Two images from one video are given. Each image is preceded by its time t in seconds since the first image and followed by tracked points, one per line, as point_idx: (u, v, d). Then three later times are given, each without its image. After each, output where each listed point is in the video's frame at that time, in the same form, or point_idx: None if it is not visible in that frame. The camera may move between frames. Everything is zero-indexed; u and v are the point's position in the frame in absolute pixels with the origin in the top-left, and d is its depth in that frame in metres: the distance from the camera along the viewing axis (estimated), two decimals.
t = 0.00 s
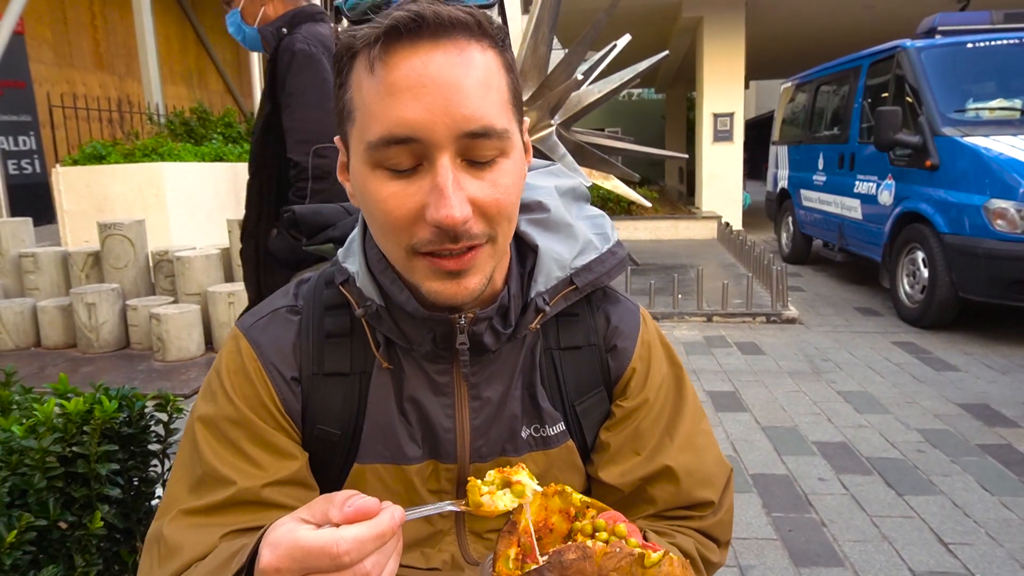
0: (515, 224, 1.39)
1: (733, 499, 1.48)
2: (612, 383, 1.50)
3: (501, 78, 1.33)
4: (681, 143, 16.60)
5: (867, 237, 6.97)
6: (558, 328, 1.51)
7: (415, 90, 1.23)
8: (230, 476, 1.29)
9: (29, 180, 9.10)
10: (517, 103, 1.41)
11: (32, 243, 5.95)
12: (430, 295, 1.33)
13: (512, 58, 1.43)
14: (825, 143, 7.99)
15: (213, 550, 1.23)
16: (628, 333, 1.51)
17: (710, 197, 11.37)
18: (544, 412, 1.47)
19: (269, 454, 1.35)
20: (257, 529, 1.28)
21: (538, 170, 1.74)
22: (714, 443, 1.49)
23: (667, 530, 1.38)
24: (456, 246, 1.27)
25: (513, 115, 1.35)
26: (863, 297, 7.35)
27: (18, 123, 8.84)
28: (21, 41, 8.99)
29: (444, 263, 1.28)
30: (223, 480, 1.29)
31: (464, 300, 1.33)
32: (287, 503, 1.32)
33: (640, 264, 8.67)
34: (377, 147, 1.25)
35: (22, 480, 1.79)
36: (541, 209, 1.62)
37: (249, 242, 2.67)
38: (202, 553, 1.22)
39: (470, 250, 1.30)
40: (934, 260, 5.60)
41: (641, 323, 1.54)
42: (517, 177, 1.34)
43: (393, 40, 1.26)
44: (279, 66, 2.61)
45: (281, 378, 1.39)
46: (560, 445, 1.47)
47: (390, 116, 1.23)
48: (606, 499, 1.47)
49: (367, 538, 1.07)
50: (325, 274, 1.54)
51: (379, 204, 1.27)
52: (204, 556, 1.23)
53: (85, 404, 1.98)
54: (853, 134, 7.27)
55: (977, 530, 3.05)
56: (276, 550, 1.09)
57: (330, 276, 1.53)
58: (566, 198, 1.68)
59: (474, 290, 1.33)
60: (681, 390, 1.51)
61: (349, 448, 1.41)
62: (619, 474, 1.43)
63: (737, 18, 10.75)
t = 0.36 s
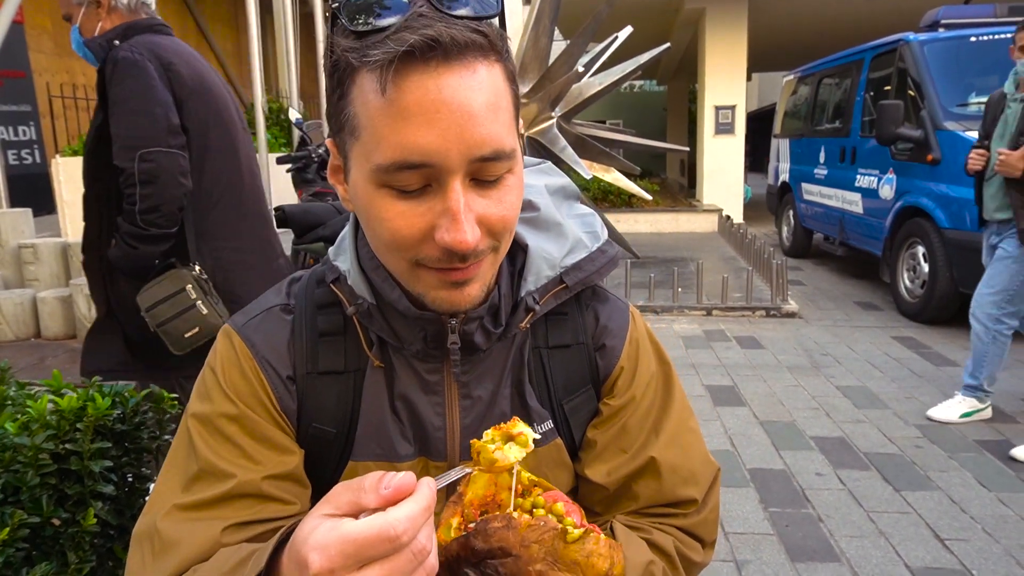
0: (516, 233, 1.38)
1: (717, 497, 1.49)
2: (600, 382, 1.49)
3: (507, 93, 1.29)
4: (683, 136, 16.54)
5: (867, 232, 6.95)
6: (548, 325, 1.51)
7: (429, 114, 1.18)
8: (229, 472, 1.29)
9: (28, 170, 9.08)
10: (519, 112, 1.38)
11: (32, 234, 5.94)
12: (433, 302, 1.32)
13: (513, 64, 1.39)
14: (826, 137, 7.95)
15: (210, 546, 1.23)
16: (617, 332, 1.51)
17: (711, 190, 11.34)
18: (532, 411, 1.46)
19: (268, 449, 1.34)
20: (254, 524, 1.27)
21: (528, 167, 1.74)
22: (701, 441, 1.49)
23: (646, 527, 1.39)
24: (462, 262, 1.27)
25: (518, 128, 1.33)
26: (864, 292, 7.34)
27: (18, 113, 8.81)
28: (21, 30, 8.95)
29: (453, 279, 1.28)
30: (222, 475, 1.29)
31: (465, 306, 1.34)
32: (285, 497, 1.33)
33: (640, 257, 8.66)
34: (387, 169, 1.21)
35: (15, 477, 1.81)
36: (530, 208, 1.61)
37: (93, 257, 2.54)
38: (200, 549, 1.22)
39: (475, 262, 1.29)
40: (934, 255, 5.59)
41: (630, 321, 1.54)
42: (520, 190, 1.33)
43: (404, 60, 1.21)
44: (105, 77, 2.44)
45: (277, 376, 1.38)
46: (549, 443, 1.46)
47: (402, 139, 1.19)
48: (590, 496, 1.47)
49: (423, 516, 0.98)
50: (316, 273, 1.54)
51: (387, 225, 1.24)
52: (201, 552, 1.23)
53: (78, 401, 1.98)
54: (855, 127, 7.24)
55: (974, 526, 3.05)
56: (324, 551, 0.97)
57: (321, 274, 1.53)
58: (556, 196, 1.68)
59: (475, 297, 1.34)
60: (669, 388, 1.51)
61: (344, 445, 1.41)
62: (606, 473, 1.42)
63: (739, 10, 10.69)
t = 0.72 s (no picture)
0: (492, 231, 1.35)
1: (702, 485, 1.48)
2: (585, 367, 1.48)
3: (471, 83, 1.25)
4: (693, 137, 16.47)
5: (873, 240, 6.91)
6: (529, 311, 1.50)
7: (391, 111, 1.14)
8: (198, 452, 1.30)
9: (36, 143, 9.09)
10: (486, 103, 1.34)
11: (36, 207, 5.94)
12: (417, 311, 1.28)
13: (475, 52, 1.35)
14: (837, 143, 7.90)
15: (185, 516, 1.27)
16: (601, 318, 1.49)
17: (718, 192, 11.30)
18: (512, 398, 1.44)
19: (237, 429, 1.34)
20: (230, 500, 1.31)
21: (511, 152, 1.72)
22: (686, 430, 1.48)
23: (632, 515, 1.38)
24: (445, 267, 1.22)
25: (486, 119, 1.29)
26: (867, 300, 7.30)
27: (28, 86, 8.81)
28: (34, 2, 8.94)
29: (439, 284, 1.24)
30: (193, 455, 1.31)
31: (450, 314, 1.30)
32: (257, 476, 1.33)
33: (644, 256, 8.63)
34: (355, 173, 1.17)
35: None
36: (512, 193, 1.59)
37: None
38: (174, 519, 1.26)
39: (459, 267, 1.25)
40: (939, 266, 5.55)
41: (614, 308, 1.52)
42: (494, 185, 1.29)
43: (358, 56, 1.16)
44: None
45: (241, 354, 1.38)
46: (528, 431, 1.45)
47: (366, 141, 1.15)
48: (575, 483, 1.47)
49: (384, 427, 1.07)
50: (294, 253, 1.54)
51: (361, 231, 1.20)
52: (177, 523, 1.27)
53: (65, 369, 1.98)
54: (865, 135, 7.19)
55: (965, 537, 3.03)
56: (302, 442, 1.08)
57: (298, 255, 1.52)
58: (540, 182, 1.66)
59: (460, 304, 1.30)
60: (656, 376, 1.49)
61: (309, 426, 1.41)
62: (590, 460, 1.42)
63: (755, 12, 10.61)
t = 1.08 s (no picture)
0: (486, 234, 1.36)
1: (696, 484, 1.49)
2: (580, 366, 1.50)
3: (466, 91, 1.26)
4: (692, 139, 16.50)
5: (871, 242, 6.93)
6: (524, 310, 1.52)
7: (385, 121, 1.15)
8: (202, 448, 1.32)
9: (36, 145, 9.10)
10: (482, 108, 1.35)
11: (36, 209, 5.95)
12: (409, 312, 1.31)
13: (472, 58, 1.36)
14: (835, 145, 7.92)
15: (187, 510, 1.26)
16: (596, 317, 1.50)
17: (717, 194, 11.31)
18: (508, 396, 1.45)
19: (240, 426, 1.37)
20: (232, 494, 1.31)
21: (507, 152, 1.73)
22: (681, 429, 1.49)
23: (626, 512, 1.39)
24: (436, 272, 1.24)
25: (481, 125, 1.30)
26: (865, 302, 7.32)
27: (28, 88, 8.82)
28: (34, 4, 8.95)
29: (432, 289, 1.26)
30: (196, 451, 1.32)
31: (442, 315, 1.33)
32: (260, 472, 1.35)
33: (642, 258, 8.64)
34: (349, 180, 1.18)
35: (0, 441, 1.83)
36: (507, 193, 1.61)
37: None
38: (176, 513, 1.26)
39: (450, 271, 1.27)
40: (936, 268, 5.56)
41: (609, 307, 1.54)
42: (487, 192, 1.31)
43: (354, 65, 1.17)
44: None
45: (240, 353, 1.40)
46: (524, 430, 1.46)
47: (360, 149, 1.16)
48: (570, 482, 1.48)
49: (384, 419, 1.05)
50: (291, 255, 1.55)
51: (354, 236, 1.22)
52: (179, 518, 1.26)
53: (66, 368, 2.00)
54: (863, 137, 7.21)
55: (962, 538, 3.05)
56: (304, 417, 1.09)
57: (295, 257, 1.53)
58: (535, 182, 1.67)
59: (451, 306, 1.32)
60: (650, 375, 1.51)
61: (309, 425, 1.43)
62: (585, 459, 1.43)
63: (754, 15, 10.63)
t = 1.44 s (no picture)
0: (486, 238, 1.37)
1: (695, 490, 1.49)
2: (580, 371, 1.50)
3: (467, 95, 1.26)
4: (691, 143, 16.52)
5: (870, 246, 6.94)
6: (525, 316, 1.52)
7: (383, 125, 1.15)
8: (206, 452, 1.32)
9: (36, 148, 9.11)
10: (484, 111, 1.35)
11: (36, 211, 5.95)
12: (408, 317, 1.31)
13: (474, 62, 1.36)
14: (834, 149, 7.93)
15: (193, 517, 1.27)
16: (596, 322, 1.51)
17: (716, 198, 11.33)
18: (507, 401, 1.45)
19: (244, 429, 1.37)
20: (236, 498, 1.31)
21: (509, 155, 1.73)
22: (680, 434, 1.49)
23: (625, 518, 1.39)
24: (435, 276, 1.24)
25: (482, 129, 1.30)
26: (864, 306, 7.32)
27: (28, 91, 8.83)
28: (34, 8, 8.96)
29: (431, 294, 1.26)
30: (199, 455, 1.32)
31: (441, 320, 1.33)
32: (264, 476, 1.35)
33: (642, 262, 8.65)
34: (346, 183, 1.19)
35: None
36: (509, 197, 1.61)
37: None
38: (180, 518, 1.26)
39: (448, 276, 1.27)
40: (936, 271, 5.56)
41: (609, 312, 1.54)
42: (487, 197, 1.31)
43: (352, 69, 1.17)
44: None
45: (242, 356, 1.40)
46: (524, 435, 1.46)
47: (357, 152, 1.16)
48: (570, 487, 1.48)
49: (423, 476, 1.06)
50: (292, 258, 1.55)
51: (352, 240, 1.22)
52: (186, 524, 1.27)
53: (65, 371, 1.99)
54: (862, 141, 7.22)
55: (961, 542, 3.04)
56: (328, 463, 1.08)
57: (295, 260, 1.53)
58: (537, 186, 1.68)
59: (451, 311, 1.32)
60: (650, 381, 1.51)
61: (310, 428, 1.43)
62: (584, 465, 1.43)
63: (753, 19, 10.65)
